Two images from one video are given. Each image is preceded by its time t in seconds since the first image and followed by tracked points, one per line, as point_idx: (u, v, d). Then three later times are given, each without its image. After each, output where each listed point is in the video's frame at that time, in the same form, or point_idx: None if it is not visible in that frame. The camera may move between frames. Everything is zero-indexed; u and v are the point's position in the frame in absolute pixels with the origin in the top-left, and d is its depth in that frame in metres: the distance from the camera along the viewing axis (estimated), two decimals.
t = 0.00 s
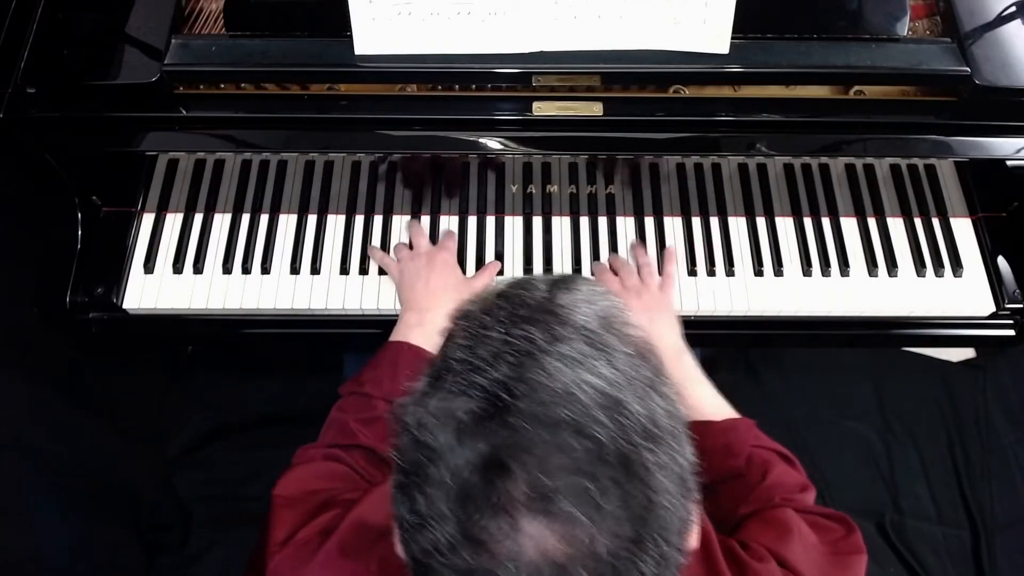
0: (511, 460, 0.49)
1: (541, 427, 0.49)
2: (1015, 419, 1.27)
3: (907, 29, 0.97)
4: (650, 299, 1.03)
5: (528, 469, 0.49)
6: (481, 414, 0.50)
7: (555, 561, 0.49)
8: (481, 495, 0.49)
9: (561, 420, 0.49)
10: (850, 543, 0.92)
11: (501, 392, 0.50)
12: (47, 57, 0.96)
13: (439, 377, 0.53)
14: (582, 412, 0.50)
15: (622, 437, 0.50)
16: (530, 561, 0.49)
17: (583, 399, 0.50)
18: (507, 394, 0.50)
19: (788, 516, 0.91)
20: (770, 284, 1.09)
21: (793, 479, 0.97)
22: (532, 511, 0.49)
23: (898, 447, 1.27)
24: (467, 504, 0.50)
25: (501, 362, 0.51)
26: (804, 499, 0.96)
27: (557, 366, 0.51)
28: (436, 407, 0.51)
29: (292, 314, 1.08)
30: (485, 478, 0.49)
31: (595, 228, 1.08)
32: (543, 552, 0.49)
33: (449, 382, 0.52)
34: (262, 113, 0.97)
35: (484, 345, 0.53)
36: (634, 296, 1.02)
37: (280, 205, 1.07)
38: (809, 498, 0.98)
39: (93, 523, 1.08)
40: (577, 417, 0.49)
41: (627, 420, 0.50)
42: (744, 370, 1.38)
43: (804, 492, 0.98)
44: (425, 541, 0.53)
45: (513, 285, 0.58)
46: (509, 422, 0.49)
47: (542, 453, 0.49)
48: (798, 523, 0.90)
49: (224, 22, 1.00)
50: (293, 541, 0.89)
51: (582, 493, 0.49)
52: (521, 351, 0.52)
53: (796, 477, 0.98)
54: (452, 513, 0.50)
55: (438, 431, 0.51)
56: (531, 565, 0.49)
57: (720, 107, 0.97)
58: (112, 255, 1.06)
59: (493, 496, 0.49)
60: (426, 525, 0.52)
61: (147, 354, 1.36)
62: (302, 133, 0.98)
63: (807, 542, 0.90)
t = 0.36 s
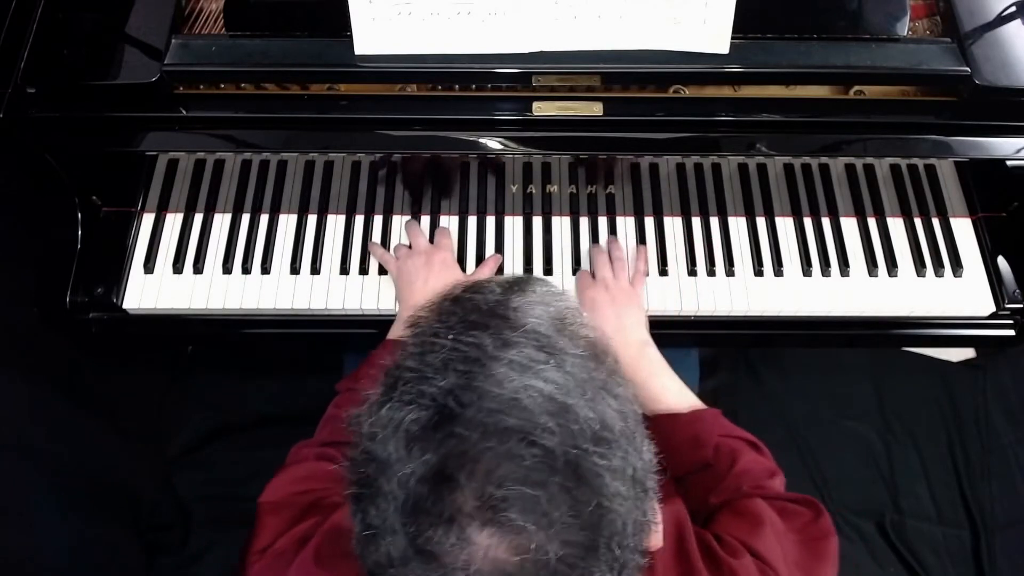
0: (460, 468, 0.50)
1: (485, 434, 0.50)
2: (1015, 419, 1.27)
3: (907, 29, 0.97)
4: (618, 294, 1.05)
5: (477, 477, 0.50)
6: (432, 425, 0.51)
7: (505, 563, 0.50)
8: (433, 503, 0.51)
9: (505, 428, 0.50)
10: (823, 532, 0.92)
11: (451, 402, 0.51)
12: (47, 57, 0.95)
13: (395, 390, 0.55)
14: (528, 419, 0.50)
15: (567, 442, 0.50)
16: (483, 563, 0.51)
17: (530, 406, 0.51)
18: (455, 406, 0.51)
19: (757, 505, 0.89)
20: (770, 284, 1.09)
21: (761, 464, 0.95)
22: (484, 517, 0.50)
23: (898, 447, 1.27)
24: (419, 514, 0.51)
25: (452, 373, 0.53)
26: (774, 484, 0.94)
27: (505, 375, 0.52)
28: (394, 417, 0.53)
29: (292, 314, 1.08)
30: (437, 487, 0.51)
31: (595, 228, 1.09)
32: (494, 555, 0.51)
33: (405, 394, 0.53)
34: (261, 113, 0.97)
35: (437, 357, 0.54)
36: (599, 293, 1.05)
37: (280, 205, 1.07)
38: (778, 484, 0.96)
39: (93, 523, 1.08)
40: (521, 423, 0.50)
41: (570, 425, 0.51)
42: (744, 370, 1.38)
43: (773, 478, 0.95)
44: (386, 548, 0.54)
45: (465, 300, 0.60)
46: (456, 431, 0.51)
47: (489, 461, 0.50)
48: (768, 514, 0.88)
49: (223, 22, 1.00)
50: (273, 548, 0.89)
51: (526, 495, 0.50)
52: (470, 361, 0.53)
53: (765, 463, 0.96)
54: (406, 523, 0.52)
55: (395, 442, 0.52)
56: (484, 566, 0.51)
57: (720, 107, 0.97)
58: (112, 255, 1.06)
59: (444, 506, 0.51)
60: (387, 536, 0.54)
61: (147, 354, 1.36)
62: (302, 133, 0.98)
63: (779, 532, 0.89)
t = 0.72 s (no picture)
0: (394, 494, 0.50)
1: (418, 460, 0.50)
2: (1015, 419, 1.27)
3: (907, 29, 0.97)
4: (583, 289, 1.07)
5: (411, 504, 0.50)
6: (367, 450, 0.51)
7: None
8: (369, 528, 0.51)
9: (438, 453, 0.50)
10: (799, 514, 0.90)
11: (384, 426, 0.50)
12: (47, 58, 0.95)
13: (332, 409, 0.54)
14: (461, 444, 0.50)
15: (502, 465, 0.50)
16: None
17: (464, 429, 0.50)
18: (388, 430, 0.50)
19: (722, 489, 0.89)
20: (770, 284, 1.09)
21: (732, 446, 0.96)
22: (418, 542, 0.50)
23: (898, 447, 1.27)
24: (356, 538, 0.52)
25: (386, 395, 0.51)
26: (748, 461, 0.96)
27: (439, 397, 0.50)
28: (329, 440, 0.52)
29: (293, 314, 1.08)
30: (372, 512, 0.51)
31: (595, 228, 1.09)
32: None
33: (341, 415, 0.52)
34: (262, 113, 0.97)
35: (370, 377, 0.53)
36: (565, 287, 1.06)
37: (280, 205, 1.07)
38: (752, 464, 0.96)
39: (93, 523, 1.08)
40: (454, 448, 0.50)
41: (504, 447, 0.50)
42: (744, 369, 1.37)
43: (745, 458, 0.96)
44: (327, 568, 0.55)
45: (406, 306, 0.57)
46: (389, 456, 0.50)
47: (423, 488, 0.50)
48: (734, 495, 0.88)
49: (223, 22, 1.00)
50: (248, 543, 0.89)
51: (461, 520, 0.50)
52: (405, 380, 0.51)
53: (740, 441, 0.98)
54: (343, 546, 0.53)
55: (330, 466, 0.52)
56: None
57: (720, 107, 0.97)
58: (113, 255, 1.06)
59: (381, 531, 0.51)
60: (326, 556, 0.55)
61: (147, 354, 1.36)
62: (302, 133, 0.98)
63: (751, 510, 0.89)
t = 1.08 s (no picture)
0: (327, 481, 0.52)
1: (350, 445, 0.52)
2: (1015, 419, 1.27)
3: (907, 29, 0.97)
4: (544, 287, 1.07)
5: (341, 491, 0.52)
6: (301, 437, 0.53)
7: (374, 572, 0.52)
8: (301, 515, 0.53)
9: (369, 439, 0.52)
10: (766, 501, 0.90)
11: (319, 414, 0.54)
12: (46, 58, 0.96)
13: (275, 400, 0.57)
14: (392, 429, 0.52)
15: (431, 451, 0.52)
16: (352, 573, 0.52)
17: (394, 415, 0.53)
18: (322, 417, 0.53)
19: (688, 482, 0.89)
20: (770, 284, 1.09)
21: (694, 439, 0.96)
22: (350, 527, 0.52)
23: (898, 447, 1.27)
24: (290, 526, 0.53)
25: (322, 384, 0.55)
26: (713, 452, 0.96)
27: (372, 384, 0.54)
28: (269, 430, 0.55)
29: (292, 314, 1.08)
30: (305, 499, 0.53)
31: (595, 229, 1.09)
32: (363, 566, 0.52)
33: (280, 406, 0.56)
34: (262, 113, 0.97)
35: (309, 369, 0.56)
36: (525, 287, 1.07)
37: (280, 205, 1.07)
38: (716, 454, 0.96)
39: (93, 523, 1.08)
40: (385, 434, 0.52)
41: (434, 433, 0.52)
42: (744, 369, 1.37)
43: (710, 449, 0.96)
44: (264, 560, 0.56)
45: (350, 305, 0.62)
46: (322, 443, 0.53)
47: (354, 474, 0.52)
48: (699, 487, 0.88)
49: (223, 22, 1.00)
50: (214, 551, 0.90)
51: (391, 506, 0.51)
52: (341, 369, 0.55)
53: (704, 432, 0.98)
54: (277, 536, 0.54)
55: (267, 455, 0.55)
56: None
57: (720, 107, 0.97)
58: (113, 255, 1.06)
59: (314, 518, 0.52)
60: (261, 548, 0.56)
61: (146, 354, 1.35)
62: (303, 132, 0.98)
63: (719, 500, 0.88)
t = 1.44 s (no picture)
0: (279, 475, 0.52)
1: (302, 440, 0.52)
2: (1015, 419, 1.27)
3: (907, 29, 0.97)
4: (529, 267, 1.05)
5: (293, 484, 0.52)
6: (255, 431, 0.54)
7: (327, 565, 0.52)
8: (254, 508, 0.53)
9: (321, 434, 0.52)
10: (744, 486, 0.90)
11: (274, 408, 0.54)
12: (46, 57, 0.96)
13: (234, 395, 0.58)
14: (345, 424, 0.52)
15: (384, 445, 0.52)
16: (304, 566, 0.52)
17: (347, 409, 0.53)
18: (276, 412, 0.54)
19: (665, 469, 0.89)
20: (770, 284, 1.09)
21: (673, 425, 0.96)
22: (303, 520, 0.52)
23: (897, 446, 1.27)
24: (244, 519, 0.54)
25: (278, 379, 0.55)
26: (690, 437, 0.97)
27: (327, 379, 0.55)
28: (226, 425, 0.56)
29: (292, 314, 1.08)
30: (259, 492, 0.53)
31: (595, 228, 1.09)
32: (315, 559, 0.52)
33: (239, 401, 0.56)
34: (262, 113, 0.97)
35: (268, 363, 0.57)
36: (510, 265, 1.05)
37: (280, 205, 1.07)
38: (694, 439, 0.97)
39: (93, 523, 1.08)
40: (338, 428, 0.52)
41: (387, 428, 0.53)
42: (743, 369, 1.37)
43: (688, 435, 0.97)
44: (223, 553, 0.56)
45: (313, 300, 0.63)
46: (276, 437, 0.53)
47: (306, 468, 0.52)
48: (675, 475, 0.88)
49: (223, 22, 1.00)
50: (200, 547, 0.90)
51: (343, 501, 0.51)
52: (297, 365, 0.56)
53: (683, 417, 0.99)
54: (232, 528, 0.54)
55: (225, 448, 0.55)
56: (305, 568, 0.52)
57: (720, 107, 0.97)
58: (113, 255, 1.06)
59: (266, 511, 0.52)
60: (219, 540, 0.56)
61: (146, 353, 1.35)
62: (303, 132, 0.98)
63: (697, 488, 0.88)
